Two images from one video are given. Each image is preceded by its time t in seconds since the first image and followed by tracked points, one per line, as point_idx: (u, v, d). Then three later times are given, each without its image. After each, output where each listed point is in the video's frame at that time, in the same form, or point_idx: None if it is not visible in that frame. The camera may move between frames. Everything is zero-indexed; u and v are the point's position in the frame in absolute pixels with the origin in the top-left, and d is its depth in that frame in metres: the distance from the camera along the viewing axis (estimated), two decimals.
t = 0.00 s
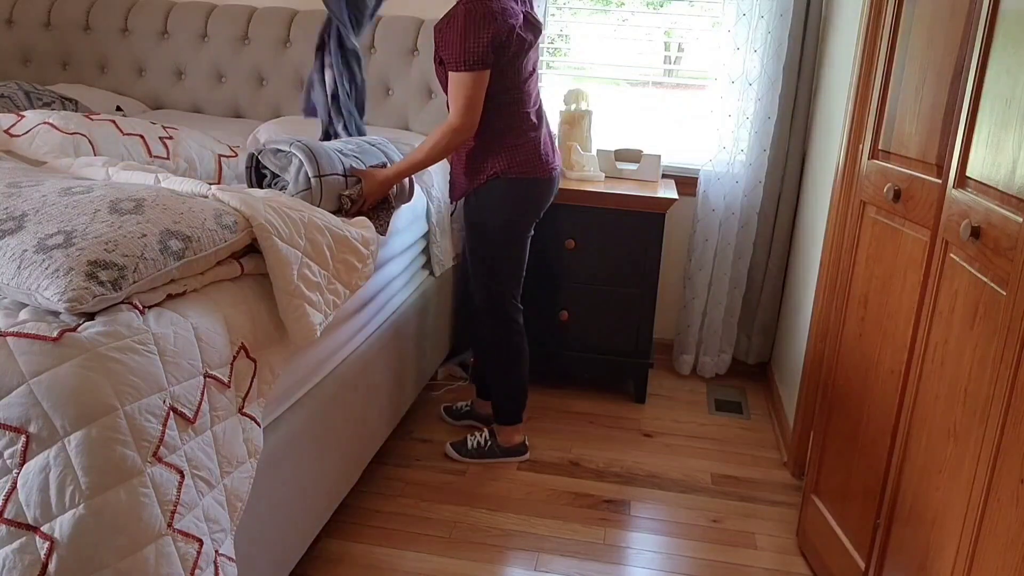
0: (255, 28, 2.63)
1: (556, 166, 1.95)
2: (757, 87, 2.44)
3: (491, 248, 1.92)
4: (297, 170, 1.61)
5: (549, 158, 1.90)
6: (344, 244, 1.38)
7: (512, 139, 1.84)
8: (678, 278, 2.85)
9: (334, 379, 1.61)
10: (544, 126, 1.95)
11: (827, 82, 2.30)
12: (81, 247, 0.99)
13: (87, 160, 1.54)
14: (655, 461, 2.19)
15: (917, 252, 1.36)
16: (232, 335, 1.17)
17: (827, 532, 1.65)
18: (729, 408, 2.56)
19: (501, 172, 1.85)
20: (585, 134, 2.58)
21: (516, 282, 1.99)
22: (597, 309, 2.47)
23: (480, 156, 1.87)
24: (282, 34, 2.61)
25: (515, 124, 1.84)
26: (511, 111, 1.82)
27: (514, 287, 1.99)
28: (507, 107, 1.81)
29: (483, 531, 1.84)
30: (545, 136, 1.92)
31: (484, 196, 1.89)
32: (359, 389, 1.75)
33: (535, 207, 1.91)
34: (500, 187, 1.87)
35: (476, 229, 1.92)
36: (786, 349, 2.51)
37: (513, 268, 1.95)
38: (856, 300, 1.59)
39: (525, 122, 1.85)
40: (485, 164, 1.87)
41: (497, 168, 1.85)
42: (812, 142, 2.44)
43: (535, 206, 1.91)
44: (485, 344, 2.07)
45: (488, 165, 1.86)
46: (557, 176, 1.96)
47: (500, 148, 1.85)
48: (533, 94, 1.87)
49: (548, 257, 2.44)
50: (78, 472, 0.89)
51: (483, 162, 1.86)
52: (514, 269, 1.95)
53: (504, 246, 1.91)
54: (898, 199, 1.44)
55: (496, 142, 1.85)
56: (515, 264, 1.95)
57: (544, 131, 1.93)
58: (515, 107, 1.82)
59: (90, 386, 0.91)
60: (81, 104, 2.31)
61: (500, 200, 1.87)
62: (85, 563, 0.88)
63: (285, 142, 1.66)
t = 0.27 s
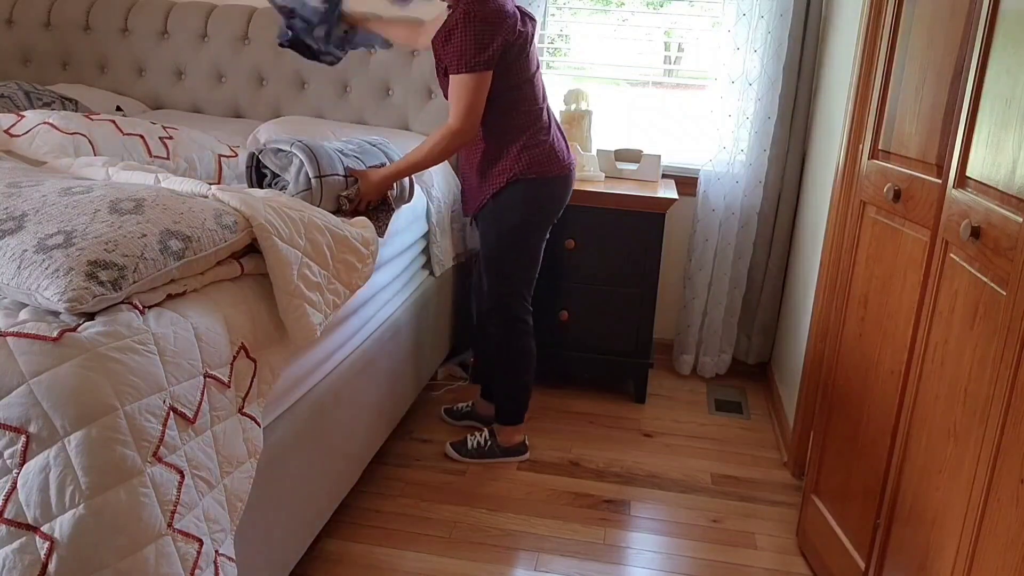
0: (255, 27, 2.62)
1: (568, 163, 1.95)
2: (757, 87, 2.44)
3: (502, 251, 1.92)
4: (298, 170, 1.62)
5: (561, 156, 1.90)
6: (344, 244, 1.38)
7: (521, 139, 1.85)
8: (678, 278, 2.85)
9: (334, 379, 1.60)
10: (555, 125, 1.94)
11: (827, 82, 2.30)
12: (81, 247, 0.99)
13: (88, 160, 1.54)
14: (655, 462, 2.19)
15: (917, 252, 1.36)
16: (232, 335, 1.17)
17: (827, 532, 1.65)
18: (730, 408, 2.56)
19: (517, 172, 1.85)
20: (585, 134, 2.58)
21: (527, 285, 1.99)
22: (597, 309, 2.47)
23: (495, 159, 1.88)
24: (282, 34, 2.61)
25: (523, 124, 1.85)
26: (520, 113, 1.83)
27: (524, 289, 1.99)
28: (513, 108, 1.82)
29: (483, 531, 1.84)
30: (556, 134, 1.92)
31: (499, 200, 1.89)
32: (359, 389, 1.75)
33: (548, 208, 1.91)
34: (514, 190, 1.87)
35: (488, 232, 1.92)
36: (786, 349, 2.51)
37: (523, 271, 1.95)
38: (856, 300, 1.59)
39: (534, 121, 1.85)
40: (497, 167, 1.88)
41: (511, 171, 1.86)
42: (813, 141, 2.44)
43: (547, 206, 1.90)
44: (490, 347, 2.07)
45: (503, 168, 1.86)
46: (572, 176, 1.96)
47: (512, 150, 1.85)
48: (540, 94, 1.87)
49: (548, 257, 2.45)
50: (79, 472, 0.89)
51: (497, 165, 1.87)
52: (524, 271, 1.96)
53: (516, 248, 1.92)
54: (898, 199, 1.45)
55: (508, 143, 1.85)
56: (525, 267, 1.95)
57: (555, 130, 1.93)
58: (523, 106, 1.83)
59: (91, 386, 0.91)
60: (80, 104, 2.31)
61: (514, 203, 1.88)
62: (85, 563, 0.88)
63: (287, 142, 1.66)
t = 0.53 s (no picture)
0: (255, 27, 2.62)
1: (569, 164, 1.93)
2: (757, 87, 2.44)
3: (502, 254, 1.92)
4: (292, 169, 1.62)
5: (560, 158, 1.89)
6: (344, 244, 1.39)
7: (516, 142, 1.85)
8: (678, 278, 2.85)
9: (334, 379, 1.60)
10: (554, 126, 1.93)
11: (827, 82, 2.30)
12: (81, 247, 0.99)
13: (87, 160, 1.54)
14: (655, 462, 2.19)
15: (917, 252, 1.36)
16: (232, 335, 1.17)
17: (827, 532, 1.65)
18: (730, 408, 2.56)
19: (515, 177, 1.85)
20: (585, 134, 2.58)
21: (527, 286, 1.99)
22: (598, 309, 2.47)
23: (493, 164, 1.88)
24: (282, 34, 2.61)
25: (519, 126, 1.84)
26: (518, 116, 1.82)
27: (524, 292, 1.99)
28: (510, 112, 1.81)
29: (483, 531, 1.84)
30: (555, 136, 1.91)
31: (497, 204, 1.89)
32: (359, 389, 1.75)
33: (546, 211, 1.91)
34: (513, 194, 1.87)
35: (487, 236, 1.93)
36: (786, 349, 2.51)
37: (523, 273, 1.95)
38: (857, 300, 1.59)
39: (532, 124, 1.85)
40: (493, 170, 1.88)
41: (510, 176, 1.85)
42: (812, 141, 2.44)
43: (547, 209, 1.91)
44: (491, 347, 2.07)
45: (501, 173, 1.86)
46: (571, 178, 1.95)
47: (510, 154, 1.85)
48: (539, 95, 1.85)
49: (548, 257, 2.45)
50: (79, 472, 0.89)
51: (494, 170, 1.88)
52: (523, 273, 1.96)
53: (517, 252, 1.92)
54: (898, 199, 1.45)
55: (506, 148, 1.85)
56: (525, 269, 1.95)
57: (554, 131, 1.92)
58: (521, 109, 1.82)
59: (91, 386, 0.91)
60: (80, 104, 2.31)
61: (512, 207, 1.88)
62: (85, 563, 0.88)
63: (280, 142, 1.67)
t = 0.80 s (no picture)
0: (255, 27, 2.62)
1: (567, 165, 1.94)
2: (757, 87, 2.44)
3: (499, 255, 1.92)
4: (293, 169, 1.61)
5: (557, 161, 1.90)
6: (344, 244, 1.39)
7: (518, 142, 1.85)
8: (678, 278, 2.85)
9: (334, 379, 1.60)
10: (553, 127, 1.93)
11: (827, 82, 2.30)
12: (81, 247, 0.99)
13: (87, 160, 1.54)
14: (655, 462, 2.19)
15: (917, 252, 1.36)
16: (232, 335, 1.17)
17: (827, 533, 1.65)
18: (729, 408, 2.56)
19: (508, 178, 1.85)
20: (585, 134, 2.58)
21: (524, 286, 1.99)
22: (598, 309, 2.47)
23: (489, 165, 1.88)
24: (282, 33, 2.61)
25: (518, 127, 1.84)
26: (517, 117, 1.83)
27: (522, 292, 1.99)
28: (508, 113, 1.82)
29: (483, 531, 1.84)
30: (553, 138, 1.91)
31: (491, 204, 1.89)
32: (359, 389, 1.75)
33: (544, 212, 1.91)
34: (507, 194, 1.87)
35: (483, 236, 1.93)
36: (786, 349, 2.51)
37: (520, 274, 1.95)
38: (857, 300, 1.59)
39: (529, 125, 1.85)
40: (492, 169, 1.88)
41: (503, 177, 1.86)
42: (812, 141, 2.44)
43: (542, 211, 1.91)
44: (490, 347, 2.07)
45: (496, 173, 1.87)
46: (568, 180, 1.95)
47: (506, 155, 1.85)
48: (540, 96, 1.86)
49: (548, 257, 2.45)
50: (79, 472, 0.89)
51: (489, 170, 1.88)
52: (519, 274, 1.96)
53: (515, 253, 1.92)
54: (898, 199, 1.44)
55: (502, 149, 1.86)
56: (522, 270, 1.96)
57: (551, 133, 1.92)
58: (520, 110, 1.82)
59: (91, 386, 0.91)
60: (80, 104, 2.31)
61: (507, 207, 1.88)
62: (85, 563, 0.88)
63: (281, 142, 1.66)
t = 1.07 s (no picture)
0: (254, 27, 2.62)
1: (571, 165, 1.95)
2: (757, 87, 2.44)
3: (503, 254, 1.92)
4: (294, 169, 1.61)
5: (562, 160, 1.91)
6: (344, 243, 1.39)
7: (524, 141, 1.85)
8: (678, 278, 2.85)
9: (334, 379, 1.60)
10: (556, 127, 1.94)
11: (827, 82, 2.30)
12: (80, 247, 0.99)
13: (87, 160, 1.54)
14: (655, 462, 2.19)
15: (917, 252, 1.36)
16: (232, 335, 1.17)
17: (827, 533, 1.65)
18: (730, 408, 2.56)
19: (518, 177, 1.85)
20: (585, 134, 2.58)
21: (525, 285, 1.99)
22: (598, 309, 2.47)
23: (496, 165, 1.87)
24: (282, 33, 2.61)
25: (525, 127, 1.84)
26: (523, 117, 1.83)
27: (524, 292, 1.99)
28: (515, 113, 1.82)
29: (483, 531, 1.84)
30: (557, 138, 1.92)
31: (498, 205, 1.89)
32: (359, 389, 1.75)
33: (547, 211, 1.92)
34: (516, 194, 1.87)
35: (488, 237, 1.92)
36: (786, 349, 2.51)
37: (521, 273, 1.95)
38: (857, 300, 1.59)
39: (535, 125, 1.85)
40: (498, 169, 1.88)
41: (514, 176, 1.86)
42: (812, 141, 2.44)
43: (548, 210, 1.92)
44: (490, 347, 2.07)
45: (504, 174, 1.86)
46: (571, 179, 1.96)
47: (513, 155, 1.85)
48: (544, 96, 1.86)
49: (548, 257, 2.45)
50: (79, 472, 0.89)
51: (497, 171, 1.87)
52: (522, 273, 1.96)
53: (517, 252, 1.92)
54: (898, 199, 1.44)
55: (509, 149, 1.85)
56: (524, 270, 1.96)
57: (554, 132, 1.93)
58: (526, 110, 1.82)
59: (91, 386, 0.91)
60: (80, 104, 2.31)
61: (514, 207, 1.88)
62: (86, 563, 0.88)
63: (282, 142, 1.65)
